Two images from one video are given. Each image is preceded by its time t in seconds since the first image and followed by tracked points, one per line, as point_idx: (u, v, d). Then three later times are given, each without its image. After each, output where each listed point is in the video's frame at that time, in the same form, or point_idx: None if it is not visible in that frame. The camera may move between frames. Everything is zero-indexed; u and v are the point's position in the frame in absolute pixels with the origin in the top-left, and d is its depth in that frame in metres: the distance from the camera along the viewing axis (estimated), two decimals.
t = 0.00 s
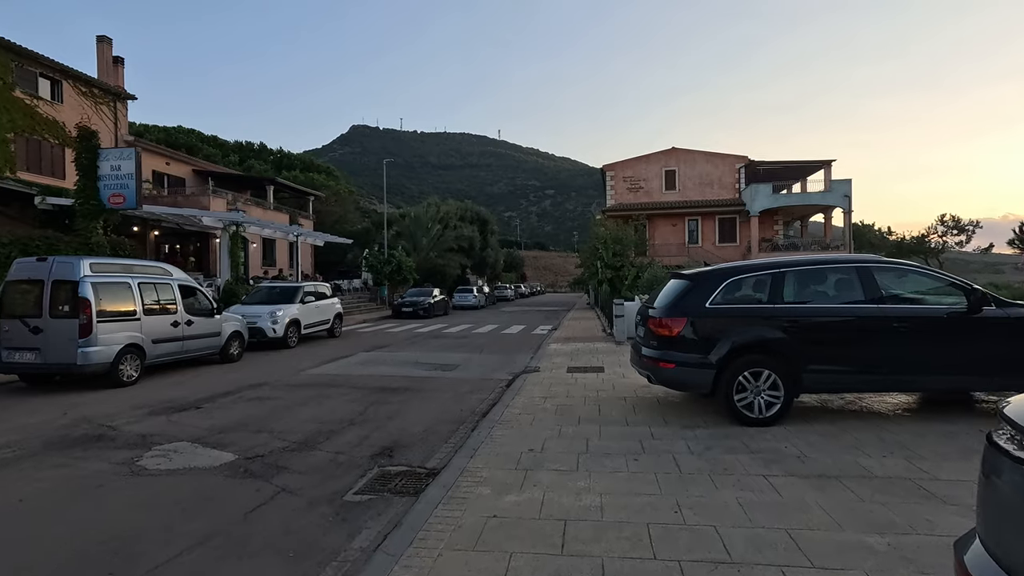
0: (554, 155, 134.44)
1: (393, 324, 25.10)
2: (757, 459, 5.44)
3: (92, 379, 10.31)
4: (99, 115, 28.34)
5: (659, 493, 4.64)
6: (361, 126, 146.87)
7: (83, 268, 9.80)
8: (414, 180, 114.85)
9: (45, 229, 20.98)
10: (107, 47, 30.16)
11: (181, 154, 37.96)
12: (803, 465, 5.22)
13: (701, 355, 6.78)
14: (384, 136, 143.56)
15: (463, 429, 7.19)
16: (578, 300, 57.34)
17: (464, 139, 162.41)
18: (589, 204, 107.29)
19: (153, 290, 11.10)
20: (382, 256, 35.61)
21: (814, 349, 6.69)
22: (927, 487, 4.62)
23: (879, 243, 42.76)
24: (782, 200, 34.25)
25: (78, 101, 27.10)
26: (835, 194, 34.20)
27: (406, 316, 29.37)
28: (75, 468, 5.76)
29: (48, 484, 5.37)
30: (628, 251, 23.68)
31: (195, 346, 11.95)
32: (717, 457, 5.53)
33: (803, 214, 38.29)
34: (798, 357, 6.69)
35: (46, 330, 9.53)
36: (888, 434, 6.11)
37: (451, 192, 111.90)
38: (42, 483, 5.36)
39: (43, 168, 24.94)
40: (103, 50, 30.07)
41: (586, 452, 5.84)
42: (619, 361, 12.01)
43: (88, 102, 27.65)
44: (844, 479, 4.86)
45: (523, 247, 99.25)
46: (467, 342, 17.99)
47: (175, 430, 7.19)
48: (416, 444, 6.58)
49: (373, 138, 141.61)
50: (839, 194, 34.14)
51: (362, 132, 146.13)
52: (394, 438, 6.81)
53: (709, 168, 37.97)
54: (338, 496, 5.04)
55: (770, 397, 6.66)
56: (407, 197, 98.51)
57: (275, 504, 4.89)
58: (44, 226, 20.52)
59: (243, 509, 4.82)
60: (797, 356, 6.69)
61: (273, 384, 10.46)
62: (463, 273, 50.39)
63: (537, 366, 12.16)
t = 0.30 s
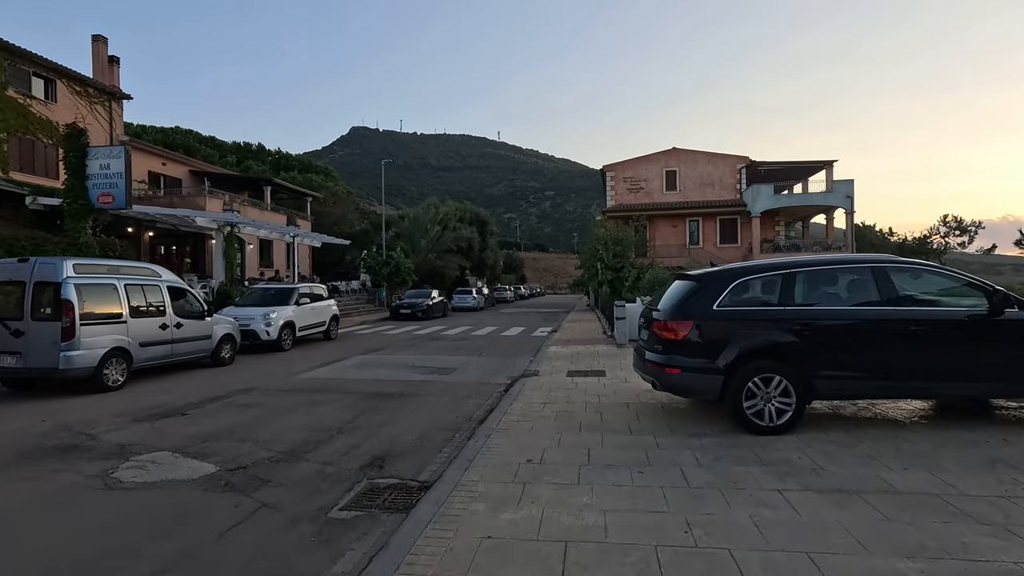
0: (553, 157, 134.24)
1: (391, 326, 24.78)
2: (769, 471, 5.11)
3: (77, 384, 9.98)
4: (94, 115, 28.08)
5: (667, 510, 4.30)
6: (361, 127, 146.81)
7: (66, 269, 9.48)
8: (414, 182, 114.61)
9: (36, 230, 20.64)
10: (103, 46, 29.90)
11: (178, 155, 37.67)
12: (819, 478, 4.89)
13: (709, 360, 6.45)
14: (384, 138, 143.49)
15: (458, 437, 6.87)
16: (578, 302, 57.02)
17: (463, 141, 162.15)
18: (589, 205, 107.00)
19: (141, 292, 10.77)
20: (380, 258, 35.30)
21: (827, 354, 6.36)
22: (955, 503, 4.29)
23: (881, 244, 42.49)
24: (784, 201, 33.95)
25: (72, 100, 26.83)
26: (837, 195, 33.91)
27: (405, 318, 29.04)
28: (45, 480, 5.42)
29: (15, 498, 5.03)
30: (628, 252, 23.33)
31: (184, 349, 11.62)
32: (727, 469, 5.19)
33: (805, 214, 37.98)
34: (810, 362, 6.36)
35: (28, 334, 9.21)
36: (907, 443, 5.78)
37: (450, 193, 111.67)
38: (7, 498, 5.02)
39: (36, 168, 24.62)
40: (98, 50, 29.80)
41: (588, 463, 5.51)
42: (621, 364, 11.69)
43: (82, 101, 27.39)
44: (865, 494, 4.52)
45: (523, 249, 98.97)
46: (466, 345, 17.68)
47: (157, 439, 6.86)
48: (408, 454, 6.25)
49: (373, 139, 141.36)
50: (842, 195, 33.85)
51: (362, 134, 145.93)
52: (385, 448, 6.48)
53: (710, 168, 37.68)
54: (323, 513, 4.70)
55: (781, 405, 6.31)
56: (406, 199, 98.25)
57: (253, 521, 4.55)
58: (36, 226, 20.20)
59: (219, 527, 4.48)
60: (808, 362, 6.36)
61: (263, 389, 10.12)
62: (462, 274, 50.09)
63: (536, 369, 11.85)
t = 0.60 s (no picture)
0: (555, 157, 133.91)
1: (390, 327, 24.39)
2: (789, 484, 4.75)
3: (62, 387, 9.63)
4: (90, 114, 27.80)
5: (681, 530, 3.94)
6: (362, 128, 146.58)
7: (50, 268, 9.15)
8: (415, 182, 114.24)
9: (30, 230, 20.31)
10: (100, 44, 29.60)
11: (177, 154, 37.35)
12: (845, 494, 4.52)
13: (721, 364, 6.09)
14: (385, 138, 143.21)
15: (456, 446, 6.51)
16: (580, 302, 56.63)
17: (465, 141, 161.77)
18: (590, 206, 106.58)
19: (129, 292, 10.43)
20: (380, 258, 34.94)
21: (846, 358, 5.99)
22: (997, 523, 3.92)
23: (885, 244, 42.08)
24: (788, 200, 33.54)
25: (68, 99, 26.56)
26: (842, 194, 33.51)
27: (404, 319, 28.69)
28: (14, 494, 5.07)
29: None
30: (631, 252, 22.96)
31: (175, 351, 11.27)
32: (743, 482, 4.83)
33: (809, 214, 37.56)
34: (828, 366, 5.98)
35: (10, 336, 8.88)
36: (934, 453, 5.41)
37: (451, 193, 111.34)
38: None
39: (31, 167, 24.31)
40: (94, 48, 29.49)
41: (594, 475, 5.15)
42: (625, 367, 11.33)
43: (78, 100, 27.12)
44: (896, 512, 4.16)
45: (524, 249, 98.56)
46: (466, 346, 17.31)
47: (138, 447, 6.51)
48: (402, 463, 5.90)
49: (374, 140, 141.06)
50: (847, 194, 33.45)
51: (363, 134, 145.62)
52: (378, 457, 6.12)
53: (713, 167, 37.30)
54: (307, 531, 4.35)
55: (798, 412, 5.94)
56: (406, 199, 97.86)
57: (232, 541, 4.19)
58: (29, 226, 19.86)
59: (195, 546, 4.13)
60: (827, 366, 5.98)
61: (255, 393, 9.76)
62: (463, 274, 49.75)
63: (538, 372, 11.49)
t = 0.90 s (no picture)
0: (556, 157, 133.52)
1: (389, 328, 24.05)
2: (807, 502, 4.39)
3: (45, 392, 9.31)
4: (88, 112, 27.55)
5: (691, 556, 3.59)
6: (364, 128, 146.47)
7: (31, 269, 8.84)
8: (416, 182, 113.89)
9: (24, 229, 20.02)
10: (97, 42, 29.32)
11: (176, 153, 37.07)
12: (869, 514, 4.15)
13: (730, 370, 5.74)
14: (387, 138, 142.99)
15: (450, 455, 6.16)
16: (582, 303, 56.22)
17: (466, 141, 161.41)
18: (592, 205, 106.14)
19: (116, 293, 10.11)
20: (380, 258, 34.60)
21: (864, 364, 5.62)
22: None
23: (890, 244, 41.63)
24: (793, 199, 33.10)
25: (64, 97, 26.31)
26: (847, 193, 33.08)
27: (404, 319, 28.34)
28: None
29: None
30: (634, 251, 22.58)
31: (164, 354, 10.93)
32: (757, 500, 4.47)
33: (814, 213, 37.12)
34: (845, 373, 5.62)
35: None
36: (960, 467, 5.04)
37: (453, 193, 110.98)
38: None
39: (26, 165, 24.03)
40: (92, 46, 29.21)
41: (595, 490, 4.80)
42: (627, 370, 10.96)
43: (75, 98, 26.86)
44: (927, 535, 3.80)
45: (525, 249, 98.15)
46: (466, 348, 16.96)
47: (115, 456, 6.17)
48: (391, 475, 5.55)
49: (375, 140, 140.72)
50: (852, 193, 33.02)
51: (364, 134, 145.39)
52: (367, 468, 5.77)
53: (716, 167, 36.90)
54: (284, 554, 4.00)
55: (813, 421, 5.57)
56: (408, 198, 97.49)
57: (201, 565, 3.85)
58: (23, 225, 19.57)
59: (160, 570, 3.78)
60: (844, 372, 5.62)
61: (246, 397, 9.43)
62: (464, 274, 49.41)
63: (537, 375, 11.14)
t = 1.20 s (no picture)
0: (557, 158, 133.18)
1: (387, 329, 23.71)
2: (820, 519, 4.04)
3: (23, 395, 8.98)
4: (82, 110, 27.26)
5: None
6: (365, 129, 146.28)
7: (7, 267, 8.52)
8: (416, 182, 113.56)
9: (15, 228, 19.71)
10: (93, 39, 29.03)
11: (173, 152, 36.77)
12: (888, 534, 3.79)
13: (735, 375, 5.37)
14: (387, 139, 142.79)
15: (438, 464, 5.81)
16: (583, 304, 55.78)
17: (467, 141, 161.01)
18: (594, 206, 105.76)
19: (97, 292, 9.77)
20: (378, 257, 34.25)
21: (878, 369, 5.26)
22: None
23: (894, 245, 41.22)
24: (796, 199, 32.72)
25: (58, 94, 26.03)
26: (851, 193, 32.69)
27: (402, 320, 27.99)
28: None
29: None
30: (634, 251, 22.22)
31: (149, 355, 10.59)
32: (765, 516, 4.11)
33: (817, 214, 36.76)
34: (858, 378, 5.26)
35: None
36: (984, 480, 4.68)
37: (453, 194, 110.63)
38: None
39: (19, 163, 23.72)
40: (87, 43, 28.91)
41: (590, 505, 4.44)
42: (627, 373, 10.60)
43: (70, 95, 26.58)
44: (955, 558, 3.44)
45: (526, 250, 97.73)
46: (462, 349, 16.62)
47: (83, 464, 5.83)
48: (373, 487, 5.19)
49: (376, 140, 140.49)
50: (856, 193, 32.62)
51: (365, 134, 145.12)
52: (348, 478, 5.42)
53: (718, 166, 36.53)
54: None
55: (824, 429, 5.20)
56: (408, 199, 97.13)
57: None
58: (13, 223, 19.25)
59: None
60: (856, 377, 5.26)
61: (230, 399, 9.08)
62: (463, 275, 49.05)
63: (534, 378, 10.79)
